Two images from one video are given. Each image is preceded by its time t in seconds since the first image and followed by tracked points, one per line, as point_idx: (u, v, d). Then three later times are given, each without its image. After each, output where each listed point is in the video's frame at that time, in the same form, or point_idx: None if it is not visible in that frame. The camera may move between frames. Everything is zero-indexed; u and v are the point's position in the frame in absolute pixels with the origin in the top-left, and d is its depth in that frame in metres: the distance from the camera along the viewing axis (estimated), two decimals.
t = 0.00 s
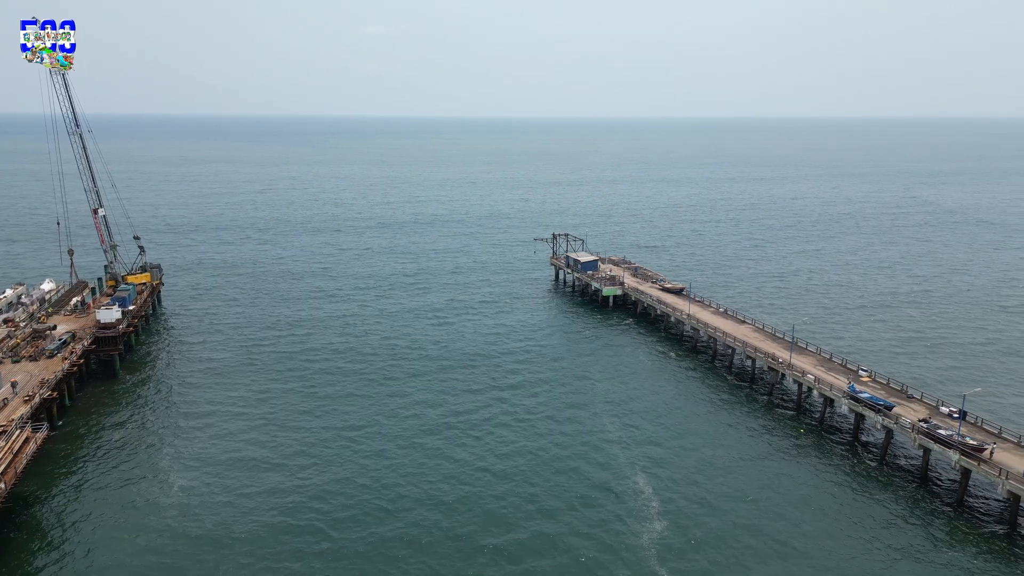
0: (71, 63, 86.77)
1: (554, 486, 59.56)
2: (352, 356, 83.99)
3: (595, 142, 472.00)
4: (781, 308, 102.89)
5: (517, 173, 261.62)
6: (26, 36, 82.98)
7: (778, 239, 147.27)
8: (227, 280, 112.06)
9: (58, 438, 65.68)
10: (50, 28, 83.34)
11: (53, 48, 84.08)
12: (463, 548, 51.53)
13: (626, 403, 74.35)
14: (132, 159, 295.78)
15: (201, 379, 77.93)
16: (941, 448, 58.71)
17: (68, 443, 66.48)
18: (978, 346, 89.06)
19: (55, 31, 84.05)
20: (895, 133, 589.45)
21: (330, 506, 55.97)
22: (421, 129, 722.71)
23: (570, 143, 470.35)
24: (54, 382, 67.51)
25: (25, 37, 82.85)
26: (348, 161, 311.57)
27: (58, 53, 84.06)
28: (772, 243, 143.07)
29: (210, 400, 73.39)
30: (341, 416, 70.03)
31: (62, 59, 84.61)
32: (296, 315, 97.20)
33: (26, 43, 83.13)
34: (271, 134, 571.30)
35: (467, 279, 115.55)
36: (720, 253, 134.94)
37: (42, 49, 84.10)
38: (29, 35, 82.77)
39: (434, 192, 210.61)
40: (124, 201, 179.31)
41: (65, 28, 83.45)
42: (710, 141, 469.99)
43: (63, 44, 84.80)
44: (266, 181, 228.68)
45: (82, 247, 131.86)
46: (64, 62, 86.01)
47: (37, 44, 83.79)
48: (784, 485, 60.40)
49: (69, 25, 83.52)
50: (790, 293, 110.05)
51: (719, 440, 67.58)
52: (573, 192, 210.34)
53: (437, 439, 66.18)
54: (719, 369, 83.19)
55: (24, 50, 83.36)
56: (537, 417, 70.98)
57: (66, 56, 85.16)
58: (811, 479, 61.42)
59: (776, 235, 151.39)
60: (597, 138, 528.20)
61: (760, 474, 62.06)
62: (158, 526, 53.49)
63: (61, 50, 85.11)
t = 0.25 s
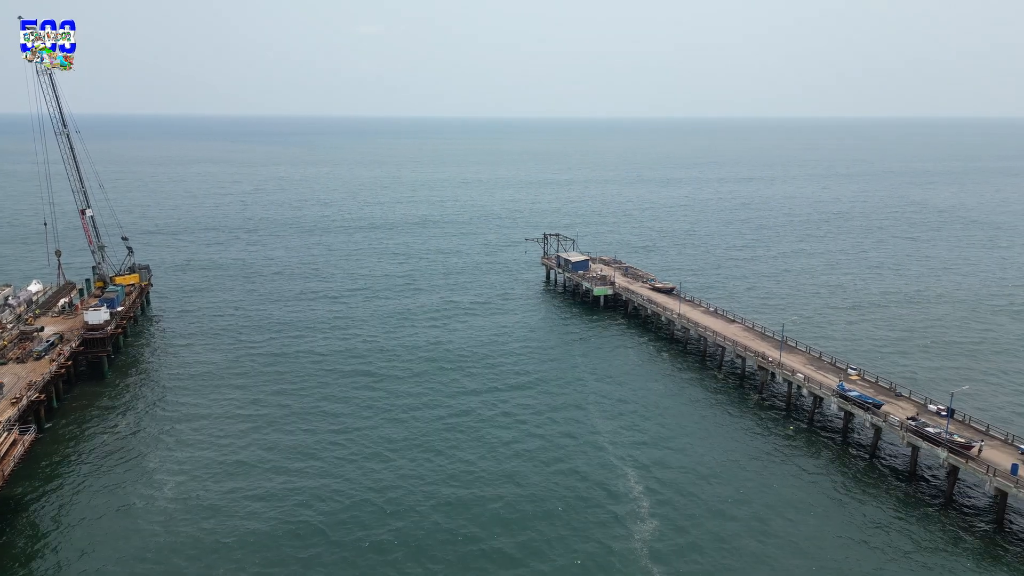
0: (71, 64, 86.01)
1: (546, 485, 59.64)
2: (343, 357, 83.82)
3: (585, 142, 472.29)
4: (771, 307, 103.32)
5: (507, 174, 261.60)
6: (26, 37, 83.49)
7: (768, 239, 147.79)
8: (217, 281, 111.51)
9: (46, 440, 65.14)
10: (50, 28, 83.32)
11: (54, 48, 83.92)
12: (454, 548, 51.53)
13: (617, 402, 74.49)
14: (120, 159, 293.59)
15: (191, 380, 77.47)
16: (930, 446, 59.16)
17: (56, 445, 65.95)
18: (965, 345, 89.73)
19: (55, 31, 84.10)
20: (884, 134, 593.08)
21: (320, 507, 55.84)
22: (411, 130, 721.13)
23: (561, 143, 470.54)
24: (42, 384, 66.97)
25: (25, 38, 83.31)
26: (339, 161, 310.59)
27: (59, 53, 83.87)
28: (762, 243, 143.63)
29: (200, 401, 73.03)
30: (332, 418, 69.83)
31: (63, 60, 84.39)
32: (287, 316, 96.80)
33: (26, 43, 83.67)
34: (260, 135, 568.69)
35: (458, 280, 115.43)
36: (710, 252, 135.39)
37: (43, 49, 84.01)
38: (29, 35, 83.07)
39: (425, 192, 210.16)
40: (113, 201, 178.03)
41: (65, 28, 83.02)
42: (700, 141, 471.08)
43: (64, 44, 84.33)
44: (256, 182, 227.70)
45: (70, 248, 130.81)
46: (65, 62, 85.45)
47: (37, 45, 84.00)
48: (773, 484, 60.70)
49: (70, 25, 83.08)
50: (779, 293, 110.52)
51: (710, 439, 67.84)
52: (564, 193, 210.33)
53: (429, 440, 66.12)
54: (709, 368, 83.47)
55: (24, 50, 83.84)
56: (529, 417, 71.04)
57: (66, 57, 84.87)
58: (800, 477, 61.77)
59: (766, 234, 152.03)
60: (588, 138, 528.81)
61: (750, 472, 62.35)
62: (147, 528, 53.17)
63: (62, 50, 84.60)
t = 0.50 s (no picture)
0: (71, 65, 84.04)
1: (537, 485, 59.67)
2: (334, 357, 83.61)
3: (577, 142, 472.47)
4: (762, 307, 103.62)
5: (499, 174, 261.44)
6: (25, 37, 84.17)
7: (758, 239, 148.18)
8: (208, 282, 111.00)
9: (34, 443, 64.69)
10: (50, 28, 82.61)
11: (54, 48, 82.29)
12: (445, 549, 51.49)
13: (608, 402, 74.57)
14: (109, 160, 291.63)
15: (181, 382, 77.08)
16: (919, 444, 59.50)
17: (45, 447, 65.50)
18: (954, 344, 90.27)
19: (55, 31, 83.39)
20: (875, 134, 595.01)
21: (312, 509, 55.67)
22: (402, 130, 719.40)
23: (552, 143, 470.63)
24: (30, 386, 66.49)
25: (24, 38, 84.11)
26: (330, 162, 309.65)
27: (59, 53, 81.89)
28: (754, 243, 143.97)
29: (190, 403, 72.71)
30: (324, 419, 69.65)
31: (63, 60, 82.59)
32: (278, 317, 96.44)
33: (26, 43, 84.48)
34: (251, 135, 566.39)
35: (450, 280, 115.29)
36: (702, 252, 135.62)
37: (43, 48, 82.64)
38: (29, 34, 83.31)
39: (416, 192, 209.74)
40: (102, 202, 176.87)
41: (65, 28, 81.51)
42: (692, 141, 471.13)
43: (63, 44, 82.44)
44: (247, 182, 226.70)
45: (58, 249, 129.86)
46: (65, 64, 83.54)
47: (37, 44, 84.00)
48: (764, 482, 60.92)
49: (70, 25, 81.76)
50: (770, 292, 110.93)
51: (701, 438, 68.03)
52: (555, 193, 210.23)
53: (420, 440, 66.03)
54: (701, 367, 83.66)
55: (24, 50, 84.53)
56: (520, 417, 71.05)
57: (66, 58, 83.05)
58: (791, 475, 62.02)
59: (757, 234, 152.43)
60: (581, 138, 528.44)
61: (741, 471, 62.55)
62: (137, 531, 52.93)
63: (61, 50, 82.75)
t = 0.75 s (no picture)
0: (72, 64, 83.49)
1: (529, 485, 59.68)
2: (325, 358, 83.34)
3: (566, 142, 472.61)
4: (752, 306, 104.09)
5: (489, 174, 261.27)
6: (27, 36, 82.02)
7: (748, 238, 148.67)
8: (197, 283, 110.33)
9: (22, 445, 64.19)
10: (51, 28, 81.73)
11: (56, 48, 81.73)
12: (438, 550, 51.45)
13: (600, 401, 74.69)
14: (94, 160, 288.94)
15: (170, 384, 76.64)
16: (908, 442, 59.98)
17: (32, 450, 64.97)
18: (942, 343, 90.85)
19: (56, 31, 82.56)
20: (865, 133, 597.47)
21: (303, 510, 55.49)
22: (391, 129, 717.35)
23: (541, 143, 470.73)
24: (17, 388, 65.94)
25: (26, 37, 81.83)
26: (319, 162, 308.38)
27: (60, 53, 81.56)
28: (743, 242, 144.55)
29: (180, 405, 72.32)
30: (315, 420, 69.42)
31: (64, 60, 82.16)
32: (268, 318, 96.00)
33: (26, 43, 82.15)
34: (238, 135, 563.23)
35: (440, 281, 115.16)
36: (691, 252, 136.03)
37: (43, 49, 81.96)
38: (29, 34, 81.79)
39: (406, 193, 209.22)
40: (88, 203, 175.30)
41: (66, 28, 81.18)
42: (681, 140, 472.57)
43: (64, 44, 82.16)
44: (235, 183, 225.42)
45: (44, 251, 128.58)
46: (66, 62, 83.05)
47: (37, 44, 82.36)
48: (755, 481, 61.22)
49: (70, 25, 81.39)
50: (760, 292, 111.39)
51: (692, 437, 68.28)
52: (546, 193, 210.25)
53: (412, 441, 65.95)
54: (691, 366, 83.96)
55: (24, 49, 82.17)
56: (512, 416, 71.09)
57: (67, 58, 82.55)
58: (781, 474, 62.36)
59: (746, 234, 153.04)
60: (571, 138, 528.74)
61: (731, 469, 62.86)
62: (127, 534, 52.58)
63: (61, 50, 82.18)
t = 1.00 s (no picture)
0: (71, 64, 82.98)
1: (521, 486, 59.71)
2: (317, 359, 83.15)
3: (557, 142, 472.86)
4: (743, 306, 104.44)
5: (480, 174, 260.99)
6: (27, 37, 81.24)
7: (739, 238, 149.09)
8: (187, 285, 109.76)
9: (10, 448, 63.78)
10: (50, 28, 81.18)
11: (56, 48, 81.21)
12: (430, 551, 51.44)
13: (591, 401, 74.79)
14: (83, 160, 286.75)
15: (160, 386, 76.26)
16: (897, 440, 60.36)
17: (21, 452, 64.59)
18: (931, 342, 91.44)
19: (56, 31, 81.88)
20: (855, 133, 601.05)
21: (295, 512, 55.35)
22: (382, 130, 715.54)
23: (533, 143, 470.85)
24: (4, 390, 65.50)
25: (25, 37, 80.99)
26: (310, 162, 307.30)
27: (60, 54, 81.07)
28: (734, 242, 144.90)
29: (171, 406, 71.99)
30: (307, 421, 69.25)
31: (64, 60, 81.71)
32: (259, 319, 95.65)
33: (26, 43, 81.19)
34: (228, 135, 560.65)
35: (432, 281, 114.99)
36: (683, 252, 136.31)
37: (42, 49, 81.41)
38: (29, 35, 81.19)
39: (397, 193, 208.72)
40: (77, 204, 174.04)
41: (65, 28, 80.72)
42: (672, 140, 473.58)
43: (63, 44, 81.68)
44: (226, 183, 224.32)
45: (32, 252, 127.56)
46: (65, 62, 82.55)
47: (37, 45, 81.64)
48: (746, 479, 61.47)
49: (70, 25, 80.91)
50: (750, 291, 111.79)
51: (683, 436, 68.49)
52: (537, 193, 210.16)
53: (404, 442, 65.87)
54: (682, 366, 84.20)
55: (24, 50, 81.17)
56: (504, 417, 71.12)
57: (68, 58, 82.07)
58: (772, 472, 62.64)
59: (738, 234, 153.51)
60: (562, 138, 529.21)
61: (723, 468, 63.07)
62: (118, 536, 52.35)
63: (61, 50, 81.63)
